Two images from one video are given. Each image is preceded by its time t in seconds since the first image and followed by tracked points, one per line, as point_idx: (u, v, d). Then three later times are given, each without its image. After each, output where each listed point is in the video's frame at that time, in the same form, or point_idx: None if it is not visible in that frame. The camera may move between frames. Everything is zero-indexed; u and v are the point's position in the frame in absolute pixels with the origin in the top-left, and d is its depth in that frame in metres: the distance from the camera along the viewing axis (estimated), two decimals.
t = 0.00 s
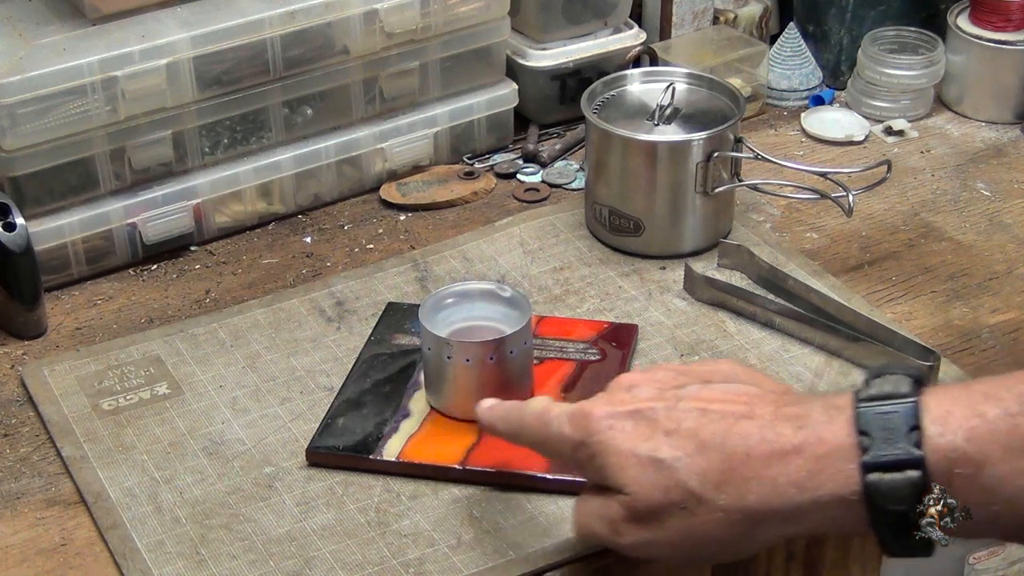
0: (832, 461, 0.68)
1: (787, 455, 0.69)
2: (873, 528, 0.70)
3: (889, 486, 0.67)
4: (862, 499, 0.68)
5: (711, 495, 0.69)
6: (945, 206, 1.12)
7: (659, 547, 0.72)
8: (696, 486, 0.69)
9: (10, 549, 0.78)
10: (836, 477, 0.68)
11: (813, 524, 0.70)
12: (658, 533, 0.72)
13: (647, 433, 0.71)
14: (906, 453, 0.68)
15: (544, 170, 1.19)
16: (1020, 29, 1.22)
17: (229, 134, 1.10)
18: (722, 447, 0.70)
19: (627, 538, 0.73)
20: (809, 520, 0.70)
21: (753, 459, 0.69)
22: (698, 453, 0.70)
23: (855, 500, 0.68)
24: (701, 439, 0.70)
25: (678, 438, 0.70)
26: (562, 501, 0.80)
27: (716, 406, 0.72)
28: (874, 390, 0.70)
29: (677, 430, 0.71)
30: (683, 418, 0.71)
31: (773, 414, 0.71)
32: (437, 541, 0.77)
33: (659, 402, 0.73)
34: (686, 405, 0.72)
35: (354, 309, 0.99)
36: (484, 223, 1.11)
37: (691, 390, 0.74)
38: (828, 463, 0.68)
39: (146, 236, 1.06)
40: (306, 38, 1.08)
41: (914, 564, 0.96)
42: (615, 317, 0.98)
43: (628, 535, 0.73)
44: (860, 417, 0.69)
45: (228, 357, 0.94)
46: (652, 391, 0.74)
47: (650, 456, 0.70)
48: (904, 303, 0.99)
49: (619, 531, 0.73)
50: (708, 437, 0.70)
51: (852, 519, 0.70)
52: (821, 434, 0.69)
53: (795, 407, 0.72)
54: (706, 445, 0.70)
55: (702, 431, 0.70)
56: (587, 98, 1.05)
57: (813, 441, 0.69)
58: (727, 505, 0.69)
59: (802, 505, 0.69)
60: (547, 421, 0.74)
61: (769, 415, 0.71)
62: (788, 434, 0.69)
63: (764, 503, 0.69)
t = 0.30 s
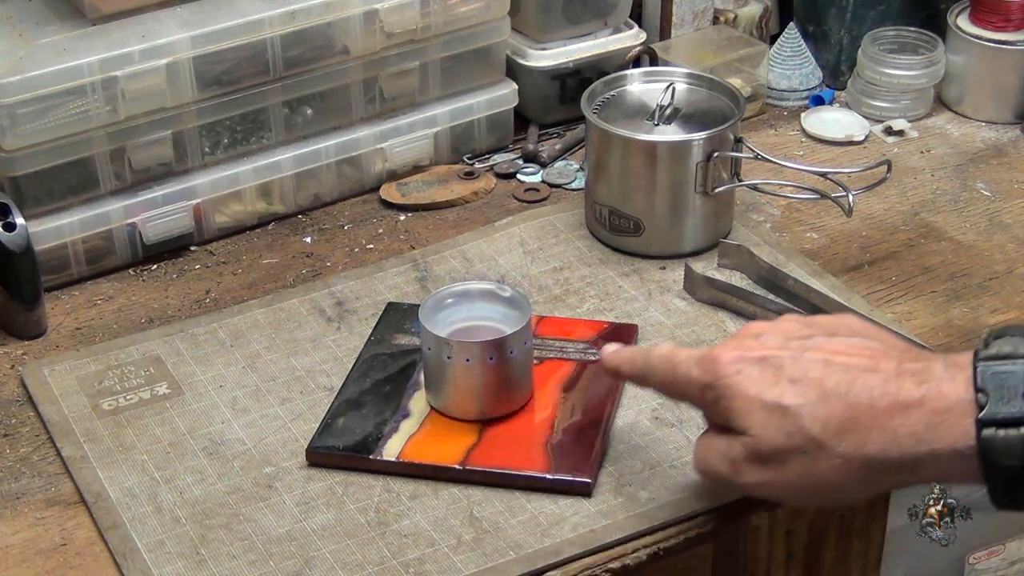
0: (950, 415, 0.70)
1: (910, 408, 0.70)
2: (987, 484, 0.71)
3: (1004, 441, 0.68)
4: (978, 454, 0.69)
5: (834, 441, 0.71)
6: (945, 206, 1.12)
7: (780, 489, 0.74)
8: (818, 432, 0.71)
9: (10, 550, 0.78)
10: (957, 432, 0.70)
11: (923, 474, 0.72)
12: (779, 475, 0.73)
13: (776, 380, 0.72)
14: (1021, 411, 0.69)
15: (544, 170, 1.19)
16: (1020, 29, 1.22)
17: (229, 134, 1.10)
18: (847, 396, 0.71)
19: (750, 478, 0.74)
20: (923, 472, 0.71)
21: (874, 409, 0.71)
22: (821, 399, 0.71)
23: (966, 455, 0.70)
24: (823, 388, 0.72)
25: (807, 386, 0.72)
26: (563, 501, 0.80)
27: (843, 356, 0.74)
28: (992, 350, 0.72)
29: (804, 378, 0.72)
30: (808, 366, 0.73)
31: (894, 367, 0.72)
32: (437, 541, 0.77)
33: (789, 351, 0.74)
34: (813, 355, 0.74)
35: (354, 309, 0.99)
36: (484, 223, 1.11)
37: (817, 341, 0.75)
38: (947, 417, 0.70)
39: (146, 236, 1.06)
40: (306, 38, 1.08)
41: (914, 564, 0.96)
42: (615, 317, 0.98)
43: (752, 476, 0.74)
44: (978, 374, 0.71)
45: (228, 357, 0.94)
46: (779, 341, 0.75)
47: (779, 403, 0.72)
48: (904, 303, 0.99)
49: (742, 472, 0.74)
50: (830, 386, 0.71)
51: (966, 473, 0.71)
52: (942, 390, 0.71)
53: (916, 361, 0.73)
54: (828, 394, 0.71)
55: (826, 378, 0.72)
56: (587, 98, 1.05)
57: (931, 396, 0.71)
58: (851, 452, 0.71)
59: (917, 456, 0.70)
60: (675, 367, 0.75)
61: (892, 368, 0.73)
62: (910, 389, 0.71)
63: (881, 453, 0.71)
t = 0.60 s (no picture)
0: None
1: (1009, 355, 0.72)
2: None
3: None
4: None
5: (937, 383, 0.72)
6: (945, 206, 1.12)
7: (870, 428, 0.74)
8: (920, 371, 0.72)
9: (10, 549, 0.78)
10: None
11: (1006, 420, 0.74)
12: (876, 416, 0.74)
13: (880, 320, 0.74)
14: None
15: (544, 170, 1.19)
16: (1020, 29, 1.22)
17: (229, 134, 1.10)
18: (952, 340, 0.72)
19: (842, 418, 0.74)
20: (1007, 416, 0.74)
21: (976, 354, 0.72)
22: (918, 346, 0.72)
23: None
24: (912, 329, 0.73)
25: (908, 327, 0.73)
26: (563, 501, 0.80)
27: (949, 302, 0.75)
28: None
29: (909, 322, 0.73)
30: (907, 307, 0.74)
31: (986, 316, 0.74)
32: (436, 541, 0.77)
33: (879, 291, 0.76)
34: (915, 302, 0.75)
35: (354, 309, 0.99)
36: (484, 223, 1.11)
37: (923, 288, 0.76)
38: None
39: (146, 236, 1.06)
40: (306, 38, 1.08)
41: (914, 564, 0.96)
42: (615, 317, 0.98)
43: (837, 418, 0.73)
44: None
45: (228, 357, 0.94)
46: (876, 285, 0.76)
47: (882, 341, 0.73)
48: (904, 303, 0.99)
49: (840, 415, 0.73)
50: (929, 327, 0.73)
51: None
52: None
53: (1013, 317, 0.75)
54: (927, 342, 0.72)
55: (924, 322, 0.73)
56: (587, 98, 1.05)
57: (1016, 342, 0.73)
58: (948, 395, 0.72)
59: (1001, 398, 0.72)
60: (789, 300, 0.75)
61: (983, 320, 0.74)
62: (1010, 337, 0.73)
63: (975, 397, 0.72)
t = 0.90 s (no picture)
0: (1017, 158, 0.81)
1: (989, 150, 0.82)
2: None
3: None
4: None
5: (929, 170, 0.83)
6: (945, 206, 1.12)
7: (880, 201, 0.86)
8: (919, 157, 0.83)
9: (10, 549, 0.78)
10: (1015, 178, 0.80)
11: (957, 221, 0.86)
12: (883, 190, 0.85)
13: (899, 108, 0.87)
14: None
15: (544, 170, 1.19)
16: (1020, 29, 1.22)
17: (229, 134, 1.10)
18: (952, 139, 0.83)
19: (853, 193, 0.87)
20: (982, 206, 0.82)
21: (967, 150, 0.82)
22: (925, 127, 0.84)
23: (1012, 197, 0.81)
24: (937, 108, 0.86)
25: (920, 123, 0.85)
26: (563, 501, 0.80)
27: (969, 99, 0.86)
28: None
29: (923, 116, 0.85)
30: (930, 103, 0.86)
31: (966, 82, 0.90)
32: (436, 541, 0.77)
33: (915, 90, 0.89)
34: (933, 100, 0.87)
35: (354, 309, 0.99)
36: (484, 223, 1.11)
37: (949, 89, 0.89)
38: (1011, 165, 0.81)
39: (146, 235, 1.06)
40: (306, 38, 1.08)
41: (914, 564, 0.96)
42: (615, 317, 0.98)
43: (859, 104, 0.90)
44: None
45: (228, 357, 0.94)
46: (914, 85, 0.89)
47: (896, 132, 0.85)
48: (904, 303, 0.99)
49: (847, 189, 0.87)
50: (947, 129, 0.83)
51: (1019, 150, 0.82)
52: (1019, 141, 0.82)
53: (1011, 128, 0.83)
54: (941, 126, 0.84)
55: (939, 119, 0.84)
56: (587, 98, 1.05)
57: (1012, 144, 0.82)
58: (938, 178, 0.82)
59: (983, 186, 0.81)
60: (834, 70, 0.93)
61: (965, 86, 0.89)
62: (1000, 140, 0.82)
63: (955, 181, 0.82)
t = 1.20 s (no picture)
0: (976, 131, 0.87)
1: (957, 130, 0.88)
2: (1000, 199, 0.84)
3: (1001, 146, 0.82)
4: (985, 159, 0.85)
5: (899, 153, 0.90)
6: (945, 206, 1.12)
7: (863, 194, 0.92)
8: (890, 144, 0.90)
9: (10, 549, 0.78)
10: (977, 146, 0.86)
11: (942, 204, 0.90)
12: (863, 184, 0.92)
13: (874, 109, 0.94)
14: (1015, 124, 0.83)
15: (544, 170, 1.19)
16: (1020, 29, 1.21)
17: (229, 134, 1.10)
18: (918, 126, 0.90)
19: (840, 189, 0.94)
20: (953, 180, 0.88)
21: (929, 132, 0.89)
22: (894, 120, 0.92)
23: (977, 165, 0.86)
24: (908, 106, 0.93)
25: (893, 117, 0.92)
26: (563, 501, 0.80)
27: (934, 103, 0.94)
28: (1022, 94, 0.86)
29: (895, 113, 0.92)
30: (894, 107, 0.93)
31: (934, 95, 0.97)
32: (436, 541, 0.77)
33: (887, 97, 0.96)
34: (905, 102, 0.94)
35: (354, 309, 0.99)
36: (484, 222, 1.11)
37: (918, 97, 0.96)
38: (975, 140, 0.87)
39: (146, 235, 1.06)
40: (306, 38, 1.08)
41: (914, 564, 0.96)
42: (615, 317, 0.98)
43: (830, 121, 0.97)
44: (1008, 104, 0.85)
45: (229, 357, 0.94)
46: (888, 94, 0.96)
47: (869, 126, 0.92)
48: (904, 303, 0.99)
49: (834, 184, 0.94)
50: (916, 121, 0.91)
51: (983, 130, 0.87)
52: (983, 120, 0.88)
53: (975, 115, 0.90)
54: (913, 120, 0.91)
55: (910, 114, 0.92)
56: (587, 99, 1.05)
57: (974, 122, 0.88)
58: (909, 160, 0.89)
59: (946, 161, 0.87)
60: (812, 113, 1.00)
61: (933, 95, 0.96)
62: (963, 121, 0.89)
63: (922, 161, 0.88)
